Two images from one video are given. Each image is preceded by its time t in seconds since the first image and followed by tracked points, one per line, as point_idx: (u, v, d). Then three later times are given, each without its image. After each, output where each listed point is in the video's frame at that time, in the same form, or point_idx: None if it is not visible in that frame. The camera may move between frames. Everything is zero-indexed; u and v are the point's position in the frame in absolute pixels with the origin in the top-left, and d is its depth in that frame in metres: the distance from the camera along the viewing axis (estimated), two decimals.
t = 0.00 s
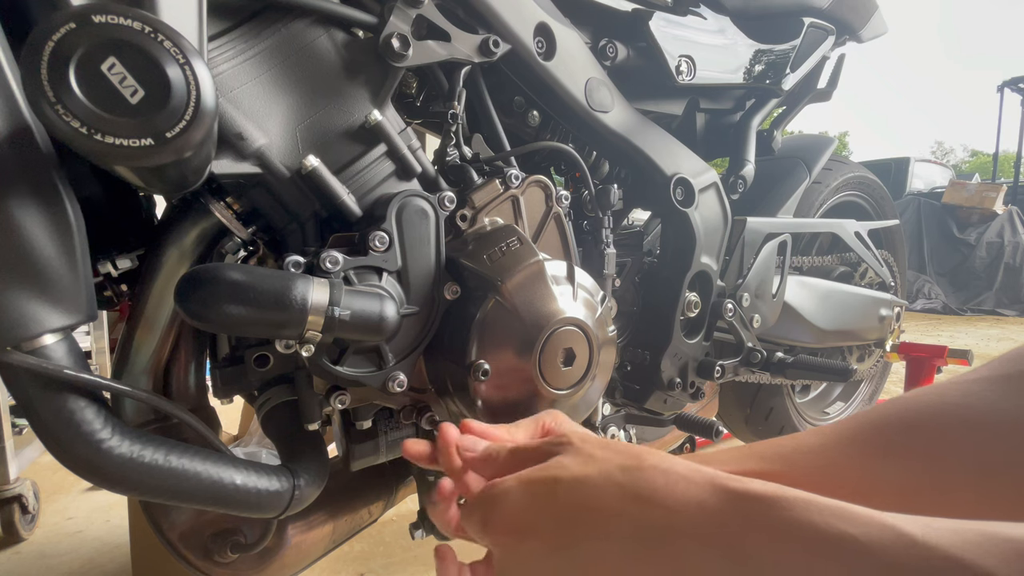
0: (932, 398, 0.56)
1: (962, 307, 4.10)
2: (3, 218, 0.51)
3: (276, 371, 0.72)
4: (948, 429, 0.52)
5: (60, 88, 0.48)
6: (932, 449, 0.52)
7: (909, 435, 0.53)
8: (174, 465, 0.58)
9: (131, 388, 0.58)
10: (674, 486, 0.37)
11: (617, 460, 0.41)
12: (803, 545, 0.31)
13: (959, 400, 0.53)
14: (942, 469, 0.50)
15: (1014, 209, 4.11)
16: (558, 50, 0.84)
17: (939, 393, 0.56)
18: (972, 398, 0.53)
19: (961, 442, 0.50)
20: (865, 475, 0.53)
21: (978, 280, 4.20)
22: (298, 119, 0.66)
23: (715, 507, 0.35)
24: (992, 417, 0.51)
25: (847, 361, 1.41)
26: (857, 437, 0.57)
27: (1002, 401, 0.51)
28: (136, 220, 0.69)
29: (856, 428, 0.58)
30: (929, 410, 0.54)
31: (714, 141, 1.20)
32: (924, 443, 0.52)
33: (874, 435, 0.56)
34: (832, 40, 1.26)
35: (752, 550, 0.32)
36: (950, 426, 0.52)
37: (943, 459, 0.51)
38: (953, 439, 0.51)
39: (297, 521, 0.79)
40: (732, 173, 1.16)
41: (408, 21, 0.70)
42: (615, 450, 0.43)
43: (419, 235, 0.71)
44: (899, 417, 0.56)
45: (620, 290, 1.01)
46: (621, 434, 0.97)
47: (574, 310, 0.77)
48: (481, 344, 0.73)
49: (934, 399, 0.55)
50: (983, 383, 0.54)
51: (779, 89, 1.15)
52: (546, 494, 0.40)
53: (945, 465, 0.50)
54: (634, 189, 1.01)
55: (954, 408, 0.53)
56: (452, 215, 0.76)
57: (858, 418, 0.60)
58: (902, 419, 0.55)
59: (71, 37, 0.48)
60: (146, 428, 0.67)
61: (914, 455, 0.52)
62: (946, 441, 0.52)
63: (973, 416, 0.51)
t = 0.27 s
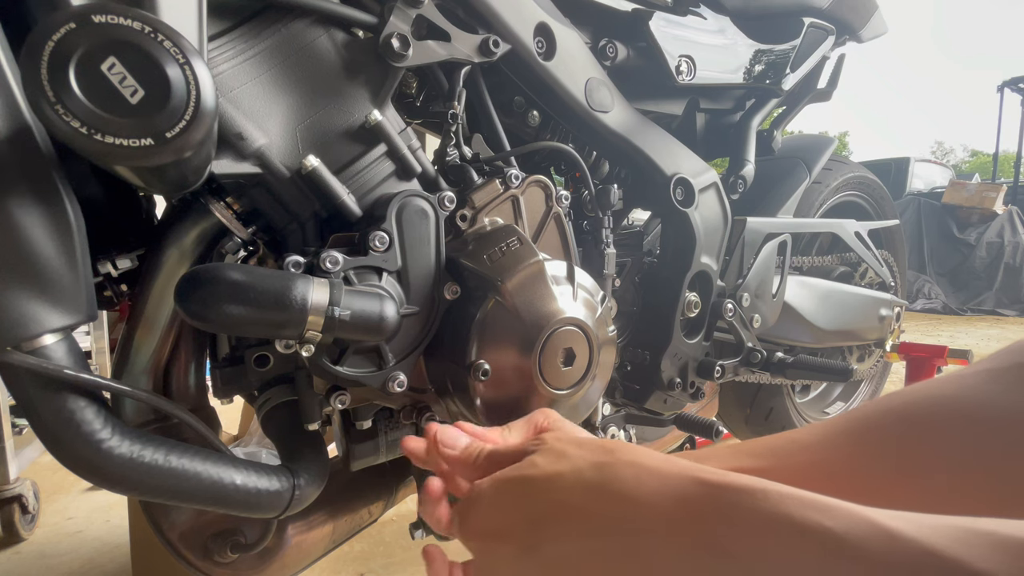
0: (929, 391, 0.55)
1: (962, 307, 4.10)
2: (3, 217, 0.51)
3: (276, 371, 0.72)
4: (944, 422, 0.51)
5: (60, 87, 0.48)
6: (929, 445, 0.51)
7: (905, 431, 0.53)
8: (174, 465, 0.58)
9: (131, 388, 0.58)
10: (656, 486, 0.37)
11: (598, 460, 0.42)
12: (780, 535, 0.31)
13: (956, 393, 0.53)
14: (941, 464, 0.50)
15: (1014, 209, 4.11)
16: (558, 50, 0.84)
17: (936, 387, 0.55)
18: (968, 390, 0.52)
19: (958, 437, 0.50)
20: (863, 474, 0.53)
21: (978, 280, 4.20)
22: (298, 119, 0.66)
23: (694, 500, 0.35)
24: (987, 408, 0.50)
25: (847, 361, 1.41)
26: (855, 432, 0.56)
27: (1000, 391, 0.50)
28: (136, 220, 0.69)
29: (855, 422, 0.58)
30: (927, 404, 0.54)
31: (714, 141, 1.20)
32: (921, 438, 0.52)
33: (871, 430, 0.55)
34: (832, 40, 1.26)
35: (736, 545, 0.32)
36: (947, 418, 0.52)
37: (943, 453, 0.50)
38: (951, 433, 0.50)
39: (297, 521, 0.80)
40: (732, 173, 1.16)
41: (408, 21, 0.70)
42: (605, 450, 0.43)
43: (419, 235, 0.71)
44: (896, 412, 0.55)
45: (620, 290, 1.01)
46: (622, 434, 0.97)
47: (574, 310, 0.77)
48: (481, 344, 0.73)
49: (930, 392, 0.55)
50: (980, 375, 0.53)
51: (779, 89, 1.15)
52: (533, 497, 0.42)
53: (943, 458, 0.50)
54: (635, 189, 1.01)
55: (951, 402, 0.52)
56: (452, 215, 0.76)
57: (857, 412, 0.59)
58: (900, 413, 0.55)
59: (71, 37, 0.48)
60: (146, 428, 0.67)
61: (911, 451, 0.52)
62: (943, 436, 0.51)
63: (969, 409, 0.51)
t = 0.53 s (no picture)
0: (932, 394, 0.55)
1: (963, 307, 4.10)
2: (3, 217, 0.51)
3: (276, 371, 0.72)
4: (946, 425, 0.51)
5: (60, 87, 0.48)
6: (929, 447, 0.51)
7: (906, 432, 0.52)
8: (174, 465, 0.58)
9: (131, 388, 0.58)
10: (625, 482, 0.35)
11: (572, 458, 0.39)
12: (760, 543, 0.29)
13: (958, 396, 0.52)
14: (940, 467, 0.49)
15: (1014, 209, 4.11)
16: (558, 51, 0.84)
17: (940, 390, 0.55)
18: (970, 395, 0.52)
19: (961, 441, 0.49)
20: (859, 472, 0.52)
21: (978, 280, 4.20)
22: (298, 119, 0.66)
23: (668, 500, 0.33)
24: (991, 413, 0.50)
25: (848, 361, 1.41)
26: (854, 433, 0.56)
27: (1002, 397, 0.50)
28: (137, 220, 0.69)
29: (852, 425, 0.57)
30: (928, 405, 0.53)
31: (714, 142, 1.20)
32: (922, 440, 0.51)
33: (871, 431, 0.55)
34: (832, 40, 1.26)
35: (714, 553, 0.29)
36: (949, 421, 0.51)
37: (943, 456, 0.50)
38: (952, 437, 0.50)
39: (297, 521, 0.80)
40: (732, 173, 1.16)
41: (408, 21, 0.70)
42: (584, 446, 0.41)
43: (419, 235, 0.71)
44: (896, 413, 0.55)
45: (620, 289, 1.01)
46: (622, 434, 0.97)
47: (574, 310, 0.77)
48: (481, 344, 0.73)
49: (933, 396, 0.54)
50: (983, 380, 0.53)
51: (779, 89, 1.15)
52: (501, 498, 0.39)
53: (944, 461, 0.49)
54: (635, 189, 1.01)
55: (952, 404, 0.52)
56: (452, 215, 0.76)
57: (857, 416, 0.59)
58: (901, 415, 0.54)
59: (71, 37, 0.48)
60: (146, 428, 0.67)
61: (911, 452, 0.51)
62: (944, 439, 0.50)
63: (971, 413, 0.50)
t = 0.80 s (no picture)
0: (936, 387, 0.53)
1: (963, 307, 4.10)
2: (3, 217, 0.51)
3: (276, 371, 0.72)
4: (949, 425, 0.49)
5: (60, 88, 0.48)
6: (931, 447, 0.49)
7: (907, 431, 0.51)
8: (174, 465, 0.58)
9: (131, 388, 0.58)
10: (639, 491, 0.36)
11: (591, 468, 0.42)
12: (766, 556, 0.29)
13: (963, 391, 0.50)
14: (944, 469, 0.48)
15: (1014, 209, 4.11)
16: (558, 51, 0.84)
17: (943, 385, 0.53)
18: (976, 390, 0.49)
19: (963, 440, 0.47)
20: (855, 472, 0.51)
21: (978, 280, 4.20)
22: (298, 119, 0.66)
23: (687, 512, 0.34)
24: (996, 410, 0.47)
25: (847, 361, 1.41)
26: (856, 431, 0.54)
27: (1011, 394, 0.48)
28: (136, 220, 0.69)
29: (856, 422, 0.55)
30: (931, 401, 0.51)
31: (714, 142, 1.20)
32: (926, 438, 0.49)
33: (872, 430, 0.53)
34: (832, 40, 1.26)
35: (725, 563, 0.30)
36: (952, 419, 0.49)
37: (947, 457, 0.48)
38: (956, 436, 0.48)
39: (298, 521, 0.80)
40: (732, 173, 1.16)
41: (408, 21, 0.70)
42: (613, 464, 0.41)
43: (419, 234, 0.71)
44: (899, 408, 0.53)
45: (620, 289, 1.01)
46: (622, 434, 0.97)
47: (574, 310, 0.77)
48: (481, 343, 0.73)
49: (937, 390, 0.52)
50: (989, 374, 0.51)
51: (779, 89, 1.15)
52: (518, 507, 0.42)
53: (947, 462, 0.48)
54: (635, 189, 1.01)
55: (956, 401, 0.50)
56: (452, 215, 0.76)
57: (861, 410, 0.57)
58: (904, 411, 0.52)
59: (71, 37, 0.48)
60: (146, 428, 0.67)
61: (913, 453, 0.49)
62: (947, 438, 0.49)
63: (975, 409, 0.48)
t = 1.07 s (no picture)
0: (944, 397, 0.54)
1: (963, 307, 4.10)
2: (3, 217, 0.51)
3: (276, 371, 0.72)
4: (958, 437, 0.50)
5: (60, 88, 0.48)
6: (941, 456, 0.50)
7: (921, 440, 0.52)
8: (174, 465, 0.58)
9: (131, 388, 0.58)
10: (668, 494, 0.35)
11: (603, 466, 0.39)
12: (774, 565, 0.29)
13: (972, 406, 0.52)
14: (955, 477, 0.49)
15: (1015, 209, 4.11)
16: (558, 51, 0.84)
17: (931, 395, 0.55)
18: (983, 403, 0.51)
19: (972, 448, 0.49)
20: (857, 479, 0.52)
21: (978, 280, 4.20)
22: (298, 119, 0.66)
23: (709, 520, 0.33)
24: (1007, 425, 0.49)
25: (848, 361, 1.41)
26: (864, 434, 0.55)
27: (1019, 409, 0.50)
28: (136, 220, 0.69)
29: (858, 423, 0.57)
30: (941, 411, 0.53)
31: (714, 142, 1.20)
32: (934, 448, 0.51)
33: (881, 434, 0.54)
34: (832, 39, 1.26)
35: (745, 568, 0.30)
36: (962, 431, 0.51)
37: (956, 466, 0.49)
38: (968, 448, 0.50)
39: (298, 521, 0.80)
40: (732, 173, 1.16)
41: (408, 21, 0.70)
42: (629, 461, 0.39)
43: (419, 234, 0.71)
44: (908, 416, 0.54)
45: (620, 289, 1.01)
46: (622, 434, 0.97)
47: (574, 310, 0.77)
48: (481, 343, 0.73)
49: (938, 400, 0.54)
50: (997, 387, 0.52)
51: (779, 89, 1.15)
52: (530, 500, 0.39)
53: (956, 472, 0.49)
54: (635, 189, 1.01)
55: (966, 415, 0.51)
56: (452, 215, 0.76)
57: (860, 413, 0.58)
58: (906, 420, 0.54)
59: (71, 37, 0.48)
60: (146, 428, 0.67)
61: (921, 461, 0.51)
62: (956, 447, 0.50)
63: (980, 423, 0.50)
